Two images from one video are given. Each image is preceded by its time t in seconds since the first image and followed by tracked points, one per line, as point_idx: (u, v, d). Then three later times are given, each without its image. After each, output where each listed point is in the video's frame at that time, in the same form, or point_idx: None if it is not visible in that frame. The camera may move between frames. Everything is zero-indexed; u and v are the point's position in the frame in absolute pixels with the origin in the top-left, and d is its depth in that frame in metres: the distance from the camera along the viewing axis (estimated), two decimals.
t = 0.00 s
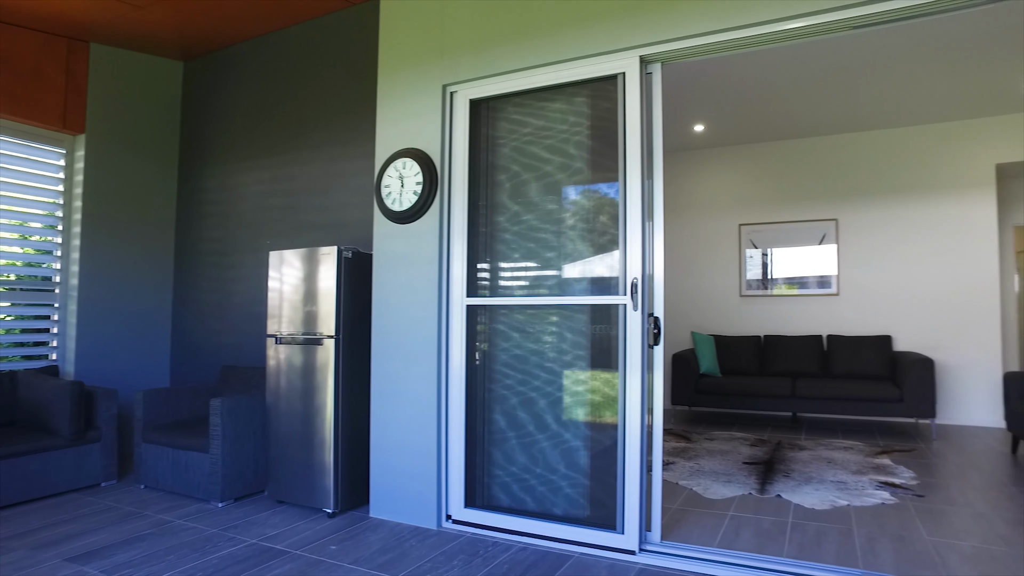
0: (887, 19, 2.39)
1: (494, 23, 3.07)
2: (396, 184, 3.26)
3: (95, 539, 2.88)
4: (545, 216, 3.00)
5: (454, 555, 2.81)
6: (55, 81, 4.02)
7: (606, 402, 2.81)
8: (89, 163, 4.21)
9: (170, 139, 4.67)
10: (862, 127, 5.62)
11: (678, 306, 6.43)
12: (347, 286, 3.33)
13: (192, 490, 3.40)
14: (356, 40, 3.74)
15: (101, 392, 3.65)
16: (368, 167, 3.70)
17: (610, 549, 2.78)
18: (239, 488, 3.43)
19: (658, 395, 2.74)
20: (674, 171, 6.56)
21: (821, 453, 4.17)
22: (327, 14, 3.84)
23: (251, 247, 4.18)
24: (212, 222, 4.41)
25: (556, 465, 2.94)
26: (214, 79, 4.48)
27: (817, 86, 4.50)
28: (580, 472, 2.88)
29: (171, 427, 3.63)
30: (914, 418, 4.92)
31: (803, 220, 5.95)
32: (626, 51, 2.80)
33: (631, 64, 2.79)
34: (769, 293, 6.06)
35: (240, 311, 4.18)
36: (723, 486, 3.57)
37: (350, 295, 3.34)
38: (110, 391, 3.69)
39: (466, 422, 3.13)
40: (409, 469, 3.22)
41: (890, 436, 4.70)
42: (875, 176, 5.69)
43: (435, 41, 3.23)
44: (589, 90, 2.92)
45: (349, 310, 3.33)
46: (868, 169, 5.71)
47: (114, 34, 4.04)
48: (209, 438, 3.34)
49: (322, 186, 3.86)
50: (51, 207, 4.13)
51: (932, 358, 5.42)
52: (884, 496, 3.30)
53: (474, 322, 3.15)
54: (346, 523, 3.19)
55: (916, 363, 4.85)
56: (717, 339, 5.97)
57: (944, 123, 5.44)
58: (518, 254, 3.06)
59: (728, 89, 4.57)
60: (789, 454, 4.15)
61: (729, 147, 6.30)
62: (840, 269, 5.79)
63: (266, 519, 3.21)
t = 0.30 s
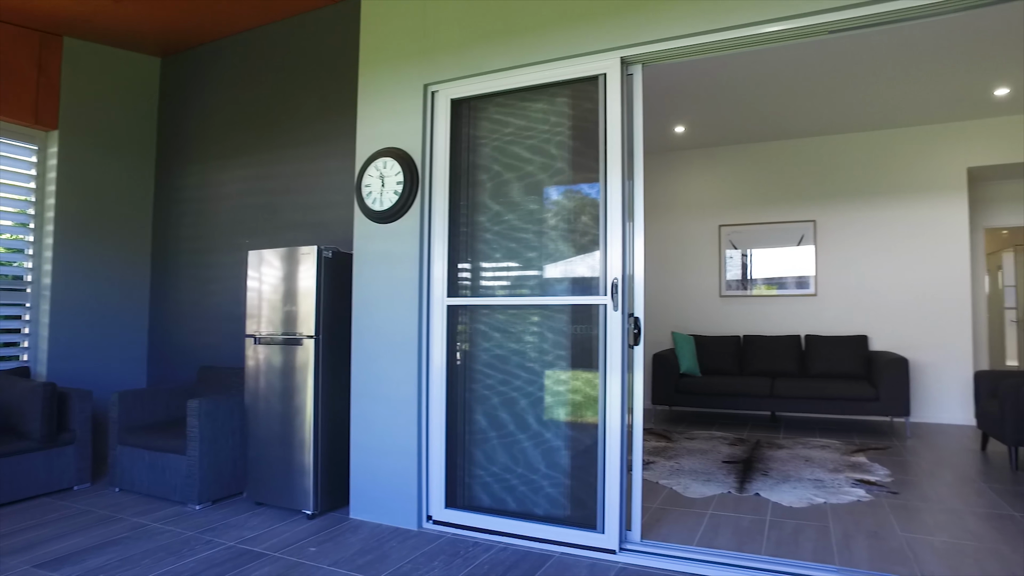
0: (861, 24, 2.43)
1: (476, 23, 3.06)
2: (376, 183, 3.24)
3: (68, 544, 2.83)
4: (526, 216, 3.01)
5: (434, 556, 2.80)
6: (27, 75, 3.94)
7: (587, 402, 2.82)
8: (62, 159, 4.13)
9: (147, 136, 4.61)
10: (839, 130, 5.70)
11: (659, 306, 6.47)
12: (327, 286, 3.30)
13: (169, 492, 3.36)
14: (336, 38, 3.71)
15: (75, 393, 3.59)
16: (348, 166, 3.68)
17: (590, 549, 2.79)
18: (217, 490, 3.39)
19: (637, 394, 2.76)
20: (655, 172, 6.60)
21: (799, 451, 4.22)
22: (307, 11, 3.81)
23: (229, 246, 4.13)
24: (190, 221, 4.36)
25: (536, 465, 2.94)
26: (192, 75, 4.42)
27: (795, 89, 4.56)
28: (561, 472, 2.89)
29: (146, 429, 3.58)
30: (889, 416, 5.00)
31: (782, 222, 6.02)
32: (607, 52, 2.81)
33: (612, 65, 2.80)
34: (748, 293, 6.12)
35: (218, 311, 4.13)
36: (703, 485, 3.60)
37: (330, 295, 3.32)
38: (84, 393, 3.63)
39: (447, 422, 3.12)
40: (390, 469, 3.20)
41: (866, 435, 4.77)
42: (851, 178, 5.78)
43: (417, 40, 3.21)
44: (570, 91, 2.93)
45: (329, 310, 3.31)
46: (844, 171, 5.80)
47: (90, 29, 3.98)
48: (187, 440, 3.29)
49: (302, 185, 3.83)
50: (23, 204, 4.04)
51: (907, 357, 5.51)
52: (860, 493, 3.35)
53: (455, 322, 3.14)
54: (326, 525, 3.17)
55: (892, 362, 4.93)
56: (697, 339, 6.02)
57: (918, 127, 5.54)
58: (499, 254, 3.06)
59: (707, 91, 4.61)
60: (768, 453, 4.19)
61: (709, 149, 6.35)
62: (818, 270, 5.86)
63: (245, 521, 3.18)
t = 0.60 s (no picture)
0: (836, 29, 2.47)
1: (457, 22, 3.06)
2: (356, 183, 3.22)
3: (39, 549, 2.77)
4: (507, 216, 3.00)
5: (414, 557, 2.79)
6: None
7: (568, 402, 2.83)
8: (34, 156, 4.05)
9: (123, 133, 4.54)
10: (817, 132, 5.77)
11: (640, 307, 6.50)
12: (307, 286, 3.28)
13: (145, 495, 3.31)
14: (316, 36, 3.69)
15: (47, 395, 3.52)
16: (329, 165, 3.65)
17: (571, 548, 2.79)
18: (195, 492, 3.35)
19: (617, 395, 2.77)
20: (636, 173, 6.63)
21: (777, 450, 4.27)
22: (286, 9, 3.78)
23: (207, 246, 4.08)
24: (167, 220, 4.30)
25: (517, 465, 2.94)
26: (169, 72, 4.36)
27: (773, 92, 4.60)
28: (541, 472, 2.89)
29: (121, 431, 3.52)
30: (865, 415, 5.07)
31: (760, 223, 6.09)
32: (588, 53, 2.82)
33: (593, 66, 2.81)
34: (728, 294, 6.17)
35: (195, 311, 4.08)
36: (683, 484, 3.62)
37: (309, 295, 3.29)
38: (56, 395, 3.57)
39: (427, 422, 3.11)
40: (370, 470, 3.18)
41: (843, 433, 4.83)
42: (829, 180, 5.86)
43: (397, 39, 3.20)
44: (551, 91, 2.93)
45: (308, 310, 3.28)
46: (822, 173, 5.88)
47: (64, 23, 3.91)
48: (163, 441, 3.25)
49: (281, 185, 3.79)
50: None
51: (882, 357, 5.60)
52: (836, 491, 3.40)
53: (436, 323, 3.13)
54: (305, 527, 3.14)
55: (868, 361, 5.00)
56: (678, 339, 6.06)
57: (894, 131, 5.63)
58: (480, 254, 3.05)
59: (687, 93, 4.64)
60: (747, 452, 4.23)
61: (689, 150, 6.39)
62: (796, 271, 5.93)
63: (222, 524, 3.14)
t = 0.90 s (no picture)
0: (810, 33, 2.50)
1: (438, 22, 3.05)
2: (336, 182, 3.20)
3: (8, 555, 2.71)
4: (488, 216, 3.00)
5: (394, 558, 2.77)
6: None
7: (548, 402, 2.83)
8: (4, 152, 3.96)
9: (97, 129, 4.46)
10: (794, 135, 5.85)
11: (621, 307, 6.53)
12: (285, 286, 3.25)
13: (119, 498, 3.25)
14: (296, 33, 3.67)
15: (16, 398, 3.45)
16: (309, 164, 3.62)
17: (550, 548, 2.80)
18: (171, 495, 3.30)
19: (597, 394, 2.78)
20: (616, 173, 6.65)
21: (755, 449, 4.31)
22: (266, 5, 3.75)
23: (184, 245, 4.03)
24: (143, 219, 4.23)
25: (497, 465, 2.94)
26: (145, 67, 4.30)
27: (752, 94, 4.64)
28: (522, 472, 2.89)
29: (94, 433, 3.46)
30: (842, 414, 5.15)
31: (739, 224, 6.14)
32: (568, 54, 2.82)
33: (573, 67, 2.82)
34: (708, 294, 6.22)
35: (171, 311, 4.03)
36: (663, 483, 3.64)
37: (288, 295, 3.27)
38: (26, 397, 3.49)
39: (407, 422, 3.10)
40: (349, 471, 3.16)
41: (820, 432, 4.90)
42: (806, 182, 5.93)
43: (378, 37, 3.18)
44: (532, 91, 2.93)
45: (287, 310, 3.26)
46: (799, 176, 5.96)
47: (36, 15, 3.84)
48: (138, 444, 3.20)
49: (260, 184, 3.76)
50: None
51: (858, 356, 5.68)
52: (813, 489, 3.44)
53: (416, 323, 3.12)
54: (284, 529, 3.11)
55: (845, 361, 5.08)
56: (658, 339, 6.10)
57: (869, 134, 5.72)
58: (460, 254, 3.05)
59: (667, 95, 4.67)
60: (726, 451, 4.27)
61: (669, 151, 6.43)
62: (775, 271, 6.00)
63: (199, 527, 3.10)
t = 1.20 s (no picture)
0: (786, 38, 2.54)
1: (418, 21, 3.04)
2: (315, 181, 3.17)
3: None
4: (469, 215, 2.99)
5: (374, 559, 2.76)
6: None
7: (528, 402, 2.84)
8: None
9: (70, 125, 4.38)
10: (772, 137, 5.91)
11: (602, 307, 6.56)
12: (264, 286, 3.22)
13: (92, 502, 3.20)
14: (274, 31, 3.64)
15: None
16: (289, 162, 3.60)
17: (530, 548, 2.80)
18: (145, 498, 3.25)
19: (577, 394, 2.79)
20: (597, 173, 6.68)
21: (734, 448, 4.36)
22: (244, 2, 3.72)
23: (160, 244, 3.98)
24: (118, 218, 4.17)
25: (477, 465, 2.94)
26: (120, 63, 4.23)
27: (732, 96, 4.68)
28: (502, 472, 2.89)
29: (66, 435, 3.40)
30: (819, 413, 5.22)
31: (719, 225, 6.20)
32: (549, 54, 2.83)
33: (554, 68, 2.82)
34: (688, 294, 6.27)
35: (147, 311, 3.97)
36: (642, 482, 3.67)
37: (267, 295, 3.23)
38: None
39: (387, 423, 3.08)
40: (328, 472, 3.14)
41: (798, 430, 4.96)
42: (784, 184, 6.00)
43: (358, 36, 3.16)
44: (512, 91, 2.94)
45: (265, 310, 3.22)
46: (777, 177, 6.03)
47: (7, 8, 3.75)
48: (112, 445, 3.15)
49: (238, 182, 3.73)
50: None
51: (834, 356, 5.77)
52: (790, 487, 3.49)
53: (396, 322, 3.10)
54: (262, 531, 3.08)
55: (822, 361, 5.15)
56: (638, 339, 6.14)
57: (846, 136, 5.80)
58: (441, 254, 3.04)
59: (648, 96, 4.69)
60: (706, 450, 4.31)
61: (650, 152, 6.47)
62: (753, 272, 6.07)
63: (175, 530, 3.06)
